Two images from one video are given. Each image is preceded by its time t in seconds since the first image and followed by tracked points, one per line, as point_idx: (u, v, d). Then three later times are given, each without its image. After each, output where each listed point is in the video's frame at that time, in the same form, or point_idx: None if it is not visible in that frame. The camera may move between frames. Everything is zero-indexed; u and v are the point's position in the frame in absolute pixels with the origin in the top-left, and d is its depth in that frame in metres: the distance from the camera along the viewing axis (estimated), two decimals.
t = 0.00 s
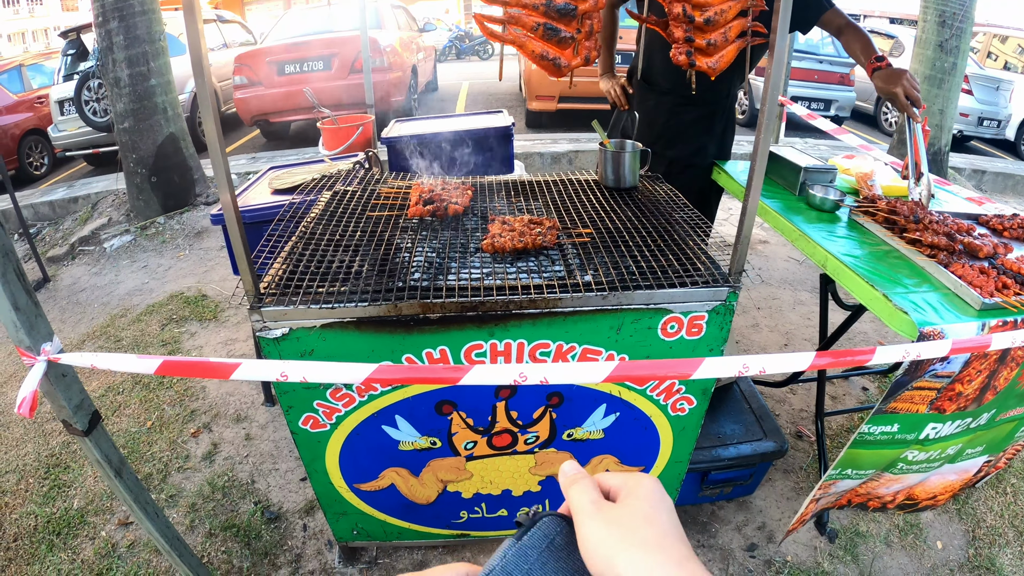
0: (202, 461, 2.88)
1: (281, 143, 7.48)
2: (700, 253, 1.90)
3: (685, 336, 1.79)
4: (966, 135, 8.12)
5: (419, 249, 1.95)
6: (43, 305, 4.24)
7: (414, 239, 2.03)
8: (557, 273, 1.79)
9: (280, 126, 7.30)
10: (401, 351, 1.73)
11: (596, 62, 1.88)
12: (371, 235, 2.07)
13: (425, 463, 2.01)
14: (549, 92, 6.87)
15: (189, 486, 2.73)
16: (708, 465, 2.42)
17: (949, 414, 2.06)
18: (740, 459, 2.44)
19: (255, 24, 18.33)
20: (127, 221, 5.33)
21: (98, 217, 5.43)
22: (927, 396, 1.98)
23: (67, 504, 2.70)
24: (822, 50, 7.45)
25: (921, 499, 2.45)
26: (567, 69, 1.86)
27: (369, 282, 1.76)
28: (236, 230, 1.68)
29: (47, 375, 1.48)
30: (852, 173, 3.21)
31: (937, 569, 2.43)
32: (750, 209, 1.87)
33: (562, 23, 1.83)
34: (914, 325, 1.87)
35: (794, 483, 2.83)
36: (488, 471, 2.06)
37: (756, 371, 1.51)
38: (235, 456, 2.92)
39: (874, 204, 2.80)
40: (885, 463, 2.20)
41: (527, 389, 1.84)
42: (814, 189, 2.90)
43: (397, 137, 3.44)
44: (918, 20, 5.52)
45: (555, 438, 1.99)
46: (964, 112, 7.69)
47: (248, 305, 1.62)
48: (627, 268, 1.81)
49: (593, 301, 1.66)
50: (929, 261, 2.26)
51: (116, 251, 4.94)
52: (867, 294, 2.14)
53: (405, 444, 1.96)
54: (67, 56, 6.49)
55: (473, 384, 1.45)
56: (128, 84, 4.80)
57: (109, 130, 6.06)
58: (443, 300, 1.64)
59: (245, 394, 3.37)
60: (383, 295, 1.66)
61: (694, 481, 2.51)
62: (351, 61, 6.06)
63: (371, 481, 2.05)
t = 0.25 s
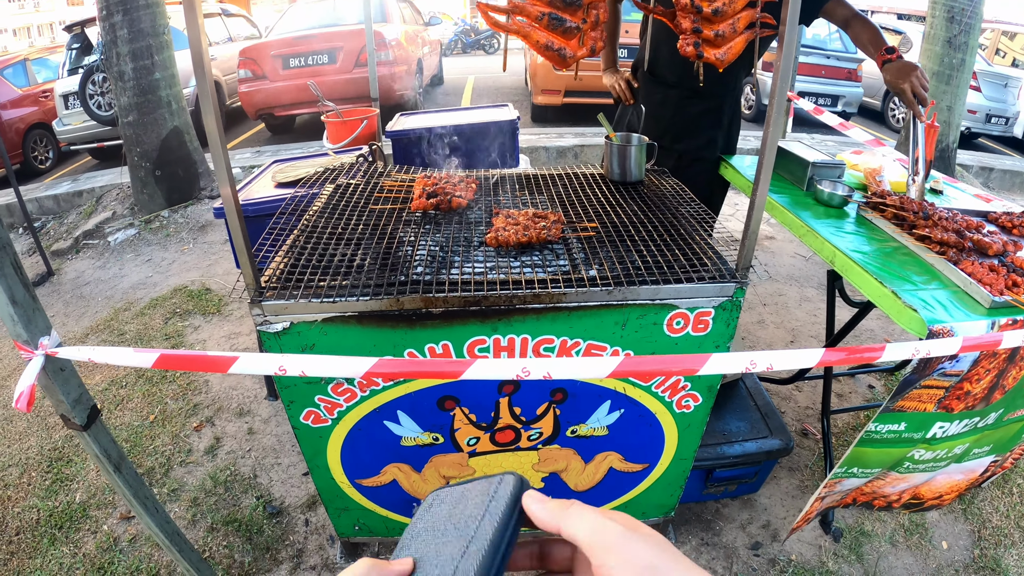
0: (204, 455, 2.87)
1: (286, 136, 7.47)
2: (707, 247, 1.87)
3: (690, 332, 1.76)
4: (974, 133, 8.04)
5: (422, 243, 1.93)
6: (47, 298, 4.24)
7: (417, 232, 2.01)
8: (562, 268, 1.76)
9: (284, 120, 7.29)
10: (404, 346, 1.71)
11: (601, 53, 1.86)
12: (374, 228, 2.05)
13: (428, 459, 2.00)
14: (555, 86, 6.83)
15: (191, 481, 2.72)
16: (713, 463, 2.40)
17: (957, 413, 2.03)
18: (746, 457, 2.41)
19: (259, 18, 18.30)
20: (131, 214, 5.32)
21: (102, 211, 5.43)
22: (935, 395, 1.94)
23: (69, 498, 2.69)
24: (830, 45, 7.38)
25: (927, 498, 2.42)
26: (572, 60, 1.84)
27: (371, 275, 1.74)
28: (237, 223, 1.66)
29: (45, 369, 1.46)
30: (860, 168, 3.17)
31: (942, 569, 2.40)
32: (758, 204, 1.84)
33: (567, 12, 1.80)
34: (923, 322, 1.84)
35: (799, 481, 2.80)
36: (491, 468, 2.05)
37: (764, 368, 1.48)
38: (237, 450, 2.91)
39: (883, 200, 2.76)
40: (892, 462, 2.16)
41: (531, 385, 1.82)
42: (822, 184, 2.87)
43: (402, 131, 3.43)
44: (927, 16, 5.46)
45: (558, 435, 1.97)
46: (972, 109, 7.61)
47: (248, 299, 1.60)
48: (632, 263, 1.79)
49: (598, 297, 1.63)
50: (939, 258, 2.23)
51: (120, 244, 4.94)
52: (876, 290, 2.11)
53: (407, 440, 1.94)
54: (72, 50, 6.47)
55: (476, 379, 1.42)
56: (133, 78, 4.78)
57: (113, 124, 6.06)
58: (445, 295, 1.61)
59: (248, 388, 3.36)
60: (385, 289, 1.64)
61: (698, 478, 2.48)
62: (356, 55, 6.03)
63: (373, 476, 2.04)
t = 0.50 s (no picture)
0: (206, 452, 2.87)
1: (289, 133, 7.47)
2: (712, 245, 1.85)
3: (695, 331, 1.74)
4: (978, 131, 7.99)
5: (425, 240, 1.92)
6: (50, 295, 4.24)
7: (419, 229, 1.99)
8: (565, 265, 1.75)
9: (287, 116, 7.29)
10: (406, 343, 1.69)
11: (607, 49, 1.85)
12: (376, 225, 2.04)
13: (430, 457, 1.99)
14: (559, 83, 6.81)
15: (193, 478, 2.72)
16: (717, 462, 2.38)
17: (963, 413, 1.99)
18: (749, 456, 2.40)
19: (262, 14, 18.31)
20: (134, 211, 5.32)
21: (104, 207, 5.43)
22: (940, 395, 1.92)
23: (70, 495, 2.69)
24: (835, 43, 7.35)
25: (930, 498, 2.38)
26: (576, 55, 1.82)
27: (373, 273, 1.73)
28: (238, 220, 1.65)
29: (44, 367, 1.45)
30: (865, 166, 3.14)
31: (946, 570, 2.38)
32: (763, 201, 1.83)
33: (571, 7, 1.78)
34: (930, 322, 1.82)
35: (803, 481, 2.79)
36: (493, 466, 2.04)
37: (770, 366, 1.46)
38: (239, 447, 2.91)
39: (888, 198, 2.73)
40: (897, 463, 2.12)
41: (534, 383, 1.80)
42: (827, 182, 2.85)
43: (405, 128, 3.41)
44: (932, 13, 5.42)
45: (561, 433, 1.96)
46: (976, 108, 7.57)
47: (249, 297, 1.58)
48: (636, 261, 1.77)
49: (602, 295, 1.62)
50: (945, 258, 2.20)
51: (122, 241, 4.93)
52: (881, 289, 2.10)
53: (409, 438, 1.93)
54: (74, 46, 6.46)
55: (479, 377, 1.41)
56: (135, 74, 4.77)
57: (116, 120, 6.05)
58: (448, 292, 1.60)
59: (250, 385, 3.36)
60: (387, 287, 1.63)
61: (701, 477, 2.47)
62: (359, 51, 6.02)
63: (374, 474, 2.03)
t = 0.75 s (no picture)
0: (212, 445, 2.88)
1: (294, 127, 7.47)
2: (721, 241, 1.84)
3: (703, 327, 1.73)
4: (986, 129, 7.93)
5: (433, 234, 1.92)
6: (56, 288, 4.25)
7: (427, 224, 1.99)
8: (574, 260, 1.74)
9: (293, 110, 7.29)
10: (414, 337, 1.69)
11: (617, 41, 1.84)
12: (383, 219, 2.03)
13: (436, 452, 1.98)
14: (565, 77, 6.79)
15: (199, 471, 2.73)
16: (723, 458, 2.37)
17: (971, 411, 1.93)
18: (756, 453, 2.39)
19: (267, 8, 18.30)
20: (140, 205, 5.34)
21: (110, 201, 5.44)
22: (948, 393, 1.87)
23: (76, 489, 2.70)
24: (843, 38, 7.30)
25: (936, 497, 2.33)
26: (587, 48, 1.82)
27: (381, 267, 1.72)
28: (245, 213, 1.64)
29: (51, 361, 1.45)
30: (874, 163, 3.12)
31: (951, 568, 2.37)
32: (774, 197, 1.81)
33: None
34: (939, 320, 1.81)
35: (808, 478, 2.78)
36: (500, 462, 2.03)
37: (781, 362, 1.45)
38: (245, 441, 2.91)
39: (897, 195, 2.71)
40: (903, 460, 2.08)
41: (541, 378, 1.80)
42: (836, 178, 2.84)
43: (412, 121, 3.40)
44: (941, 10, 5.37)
45: (568, 429, 1.95)
46: (984, 105, 7.51)
47: (256, 290, 1.58)
48: (646, 256, 1.76)
49: (610, 290, 1.61)
50: (955, 255, 2.18)
51: (128, 235, 4.94)
52: (891, 287, 2.08)
53: (416, 433, 1.93)
54: (80, 40, 6.47)
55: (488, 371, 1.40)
56: (141, 68, 4.77)
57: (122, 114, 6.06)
58: (456, 287, 1.59)
59: (256, 378, 3.37)
60: (395, 281, 1.62)
61: (707, 473, 2.46)
62: (365, 45, 6.02)
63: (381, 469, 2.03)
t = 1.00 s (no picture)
0: (215, 443, 2.88)
1: (297, 124, 7.47)
2: (727, 240, 1.84)
3: (708, 326, 1.73)
4: (990, 127, 7.90)
5: (438, 232, 1.92)
6: (59, 285, 4.26)
7: (432, 222, 1.99)
8: (580, 259, 1.74)
9: (295, 107, 7.29)
10: (419, 336, 1.69)
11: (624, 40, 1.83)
12: (389, 217, 2.04)
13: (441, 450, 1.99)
14: (568, 75, 6.79)
15: (202, 469, 2.73)
16: (727, 457, 2.37)
17: (972, 410, 1.92)
18: (759, 451, 2.39)
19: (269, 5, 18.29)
20: (143, 202, 5.35)
21: (113, 198, 5.45)
22: (951, 392, 1.86)
23: (80, 486, 2.71)
24: (847, 36, 7.28)
25: (938, 495, 2.32)
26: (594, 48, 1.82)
27: (386, 265, 1.72)
28: (251, 211, 1.64)
29: (57, 359, 1.45)
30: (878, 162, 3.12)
31: (954, 568, 2.36)
32: (779, 197, 1.81)
33: None
34: (943, 320, 1.81)
35: (812, 477, 2.78)
36: (504, 459, 2.04)
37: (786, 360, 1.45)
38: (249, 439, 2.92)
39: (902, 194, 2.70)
40: (905, 458, 2.08)
41: (547, 376, 1.80)
42: (841, 176, 2.82)
43: (416, 119, 3.41)
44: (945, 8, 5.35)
45: (573, 427, 1.95)
46: (987, 104, 7.48)
47: (262, 289, 1.58)
48: (651, 255, 1.76)
49: (616, 289, 1.61)
50: (959, 255, 2.17)
51: (131, 232, 4.95)
52: (895, 286, 2.08)
53: (421, 431, 1.93)
54: (83, 38, 6.47)
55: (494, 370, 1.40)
56: (144, 65, 4.77)
57: (125, 112, 6.07)
58: (461, 285, 1.60)
59: (259, 375, 3.37)
60: (400, 279, 1.62)
61: (711, 472, 2.46)
62: (368, 42, 6.02)
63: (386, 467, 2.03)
